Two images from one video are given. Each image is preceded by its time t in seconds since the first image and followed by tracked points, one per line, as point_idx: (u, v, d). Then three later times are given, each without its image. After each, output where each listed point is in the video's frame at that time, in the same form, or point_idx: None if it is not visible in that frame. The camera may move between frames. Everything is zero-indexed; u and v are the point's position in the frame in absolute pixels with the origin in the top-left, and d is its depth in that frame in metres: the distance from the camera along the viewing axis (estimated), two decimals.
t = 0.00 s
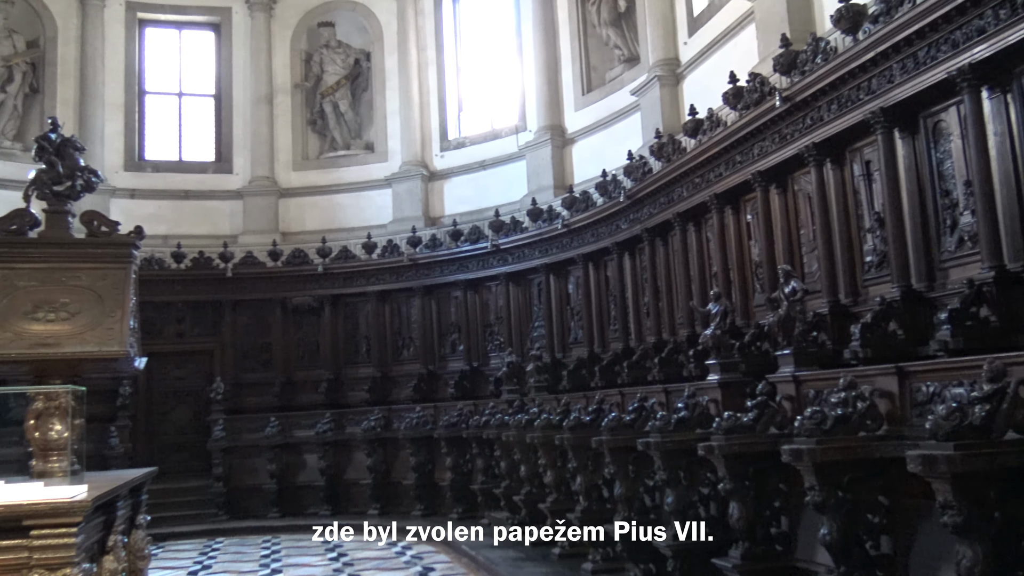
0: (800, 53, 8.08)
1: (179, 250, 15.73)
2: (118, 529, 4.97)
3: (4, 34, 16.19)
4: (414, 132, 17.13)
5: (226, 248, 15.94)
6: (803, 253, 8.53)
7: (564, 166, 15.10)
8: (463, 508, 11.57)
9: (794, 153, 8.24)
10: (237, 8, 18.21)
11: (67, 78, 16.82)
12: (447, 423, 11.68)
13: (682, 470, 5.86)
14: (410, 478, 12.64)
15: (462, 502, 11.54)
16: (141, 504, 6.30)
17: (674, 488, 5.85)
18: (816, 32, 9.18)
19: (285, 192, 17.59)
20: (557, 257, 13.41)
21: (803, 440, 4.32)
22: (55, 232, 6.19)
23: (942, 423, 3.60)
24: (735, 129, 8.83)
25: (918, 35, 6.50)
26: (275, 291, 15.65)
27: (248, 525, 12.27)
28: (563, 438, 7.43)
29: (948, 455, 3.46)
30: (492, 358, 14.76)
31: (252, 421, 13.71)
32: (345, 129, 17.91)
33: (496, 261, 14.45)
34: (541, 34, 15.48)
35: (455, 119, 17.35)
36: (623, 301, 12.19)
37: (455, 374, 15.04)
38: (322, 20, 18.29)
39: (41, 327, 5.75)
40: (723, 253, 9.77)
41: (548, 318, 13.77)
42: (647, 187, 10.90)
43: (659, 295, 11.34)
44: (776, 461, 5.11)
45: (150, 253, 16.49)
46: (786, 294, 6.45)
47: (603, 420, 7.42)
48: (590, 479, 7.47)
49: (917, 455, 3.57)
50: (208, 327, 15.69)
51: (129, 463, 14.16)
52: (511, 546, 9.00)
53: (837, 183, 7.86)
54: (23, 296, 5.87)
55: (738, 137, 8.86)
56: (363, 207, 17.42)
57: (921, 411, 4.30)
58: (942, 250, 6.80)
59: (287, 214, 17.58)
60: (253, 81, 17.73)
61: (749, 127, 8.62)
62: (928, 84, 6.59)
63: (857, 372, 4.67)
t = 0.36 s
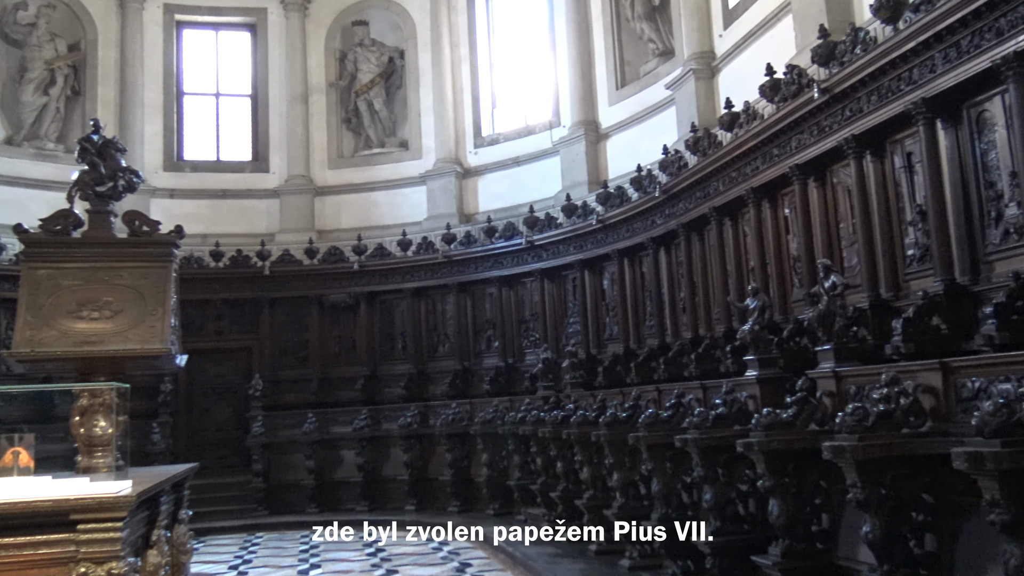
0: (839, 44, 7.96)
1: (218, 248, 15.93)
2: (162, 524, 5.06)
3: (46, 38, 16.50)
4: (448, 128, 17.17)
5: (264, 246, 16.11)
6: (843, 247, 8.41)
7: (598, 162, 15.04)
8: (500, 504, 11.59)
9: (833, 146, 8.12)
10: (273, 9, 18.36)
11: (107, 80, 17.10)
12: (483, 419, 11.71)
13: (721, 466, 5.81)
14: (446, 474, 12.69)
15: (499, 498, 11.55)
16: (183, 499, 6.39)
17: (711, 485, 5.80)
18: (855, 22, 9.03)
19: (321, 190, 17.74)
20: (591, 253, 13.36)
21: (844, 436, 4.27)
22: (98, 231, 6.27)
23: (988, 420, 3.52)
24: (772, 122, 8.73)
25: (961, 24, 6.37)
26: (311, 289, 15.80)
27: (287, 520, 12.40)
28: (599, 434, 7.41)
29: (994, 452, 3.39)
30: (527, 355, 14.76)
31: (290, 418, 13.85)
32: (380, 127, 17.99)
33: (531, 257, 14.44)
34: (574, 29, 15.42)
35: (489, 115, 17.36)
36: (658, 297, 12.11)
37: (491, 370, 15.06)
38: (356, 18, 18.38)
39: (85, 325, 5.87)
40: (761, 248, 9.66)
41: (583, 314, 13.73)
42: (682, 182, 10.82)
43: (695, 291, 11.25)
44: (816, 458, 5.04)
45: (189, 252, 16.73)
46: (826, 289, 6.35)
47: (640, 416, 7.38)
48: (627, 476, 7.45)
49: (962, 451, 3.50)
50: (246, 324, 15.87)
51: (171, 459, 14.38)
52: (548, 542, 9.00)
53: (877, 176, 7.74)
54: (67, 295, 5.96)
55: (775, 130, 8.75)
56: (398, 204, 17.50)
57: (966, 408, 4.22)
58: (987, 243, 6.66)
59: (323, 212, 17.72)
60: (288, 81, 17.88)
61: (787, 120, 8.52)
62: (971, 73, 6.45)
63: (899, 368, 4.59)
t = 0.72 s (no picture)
0: (879, 35, 7.84)
1: (257, 247, 16.13)
2: (205, 518, 5.14)
3: (88, 41, 16.80)
4: (483, 126, 17.19)
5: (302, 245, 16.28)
6: (884, 241, 8.29)
7: (633, 157, 14.96)
8: (537, 500, 11.60)
9: (873, 138, 8.00)
10: (309, 9, 18.52)
11: (148, 82, 17.37)
12: (519, 416, 11.73)
13: (760, 463, 5.76)
14: (483, 471, 12.73)
15: (536, 495, 11.55)
16: (225, 494, 6.48)
17: (751, 481, 5.76)
18: (896, 12, 8.88)
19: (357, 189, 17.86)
20: (628, 249, 13.30)
21: (888, 432, 4.21)
22: (142, 231, 6.37)
23: None
24: (811, 115, 8.62)
25: (1006, 12, 6.23)
26: (348, 287, 15.92)
27: (326, 515, 12.54)
28: (637, 430, 7.39)
29: None
30: (563, 351, 14.74)
31: (329, 415, 13.97)
32: (415, 125, 18.08)
33: (567, 253, 14.41)
34: (608, 25, 15.35)
35: (523, 112, 17.36)
36: (696, 293, 12.03)
37: (527, 367, 15.07)
38: (391, 17, 18.46)
39: (130, 323, 5.99)
40: (800, 243, 9.55)
41: (619, 310, 13.68)
42: (719, 177, 10.72)
43: (733, 286, 11.15)
44: (859, 455, 4.98)
45: (229, 250, 16.95)
46: (868, 284, 6.25)
47: (678, 413, 7.35)
48: (666, 473, 7.42)
49: (1010, 447, 3.43)
50: (285, 322, 16.05)
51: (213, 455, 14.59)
52: (586, 538, 8.98)
53: (919, 168, 7.62)
54: (112, 294, 6.07)
55: (814, 123, 8.64)
56: (433, 202, 17.57)
57: (1014, 403, 4.14)
58: None
59: (359, 210, 17.84)
60: (325, 81, 18.03)
61: (826, 112, 8.41)
62: (1016, 63, 6.31)
63: (944, 363, 4.52)
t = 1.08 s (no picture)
0: (923, 25, 7.70)
1: (296, 246, 16.28)
2: (248, 513, 5.20)
3: (131, 45, 17.08)
4: (519, 122, 17.17)
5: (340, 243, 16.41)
6: (928, 235, 8.13)
7: (671, 152, 14.86)
8: (575, 497, 11.58)
9: (917, 130, 7.86)
10: (346, 9, 18.64)
11: (189, 84, 17.61)
12: (557, 413, 11.72)
13: (802, 461, 5.68)
14: (522, 467, 12.74)
15: (575, 492, 11.53)
16: (268, 490, 6.56)
17: (793, 479, 5.70)
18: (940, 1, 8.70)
19: (394, 187, 17.95)
20: (665, 245, 13.21)
21: (934, 429, 4.14)
22: (185, 231, 6.46)
23: None
24: (852, 107, 8.49)
25: None
26: (386, 284, 16.02)
27: (366, 511, 12.65)
28: (677, 427, 7.33)
29: None
30: (601, 348, 14.70)
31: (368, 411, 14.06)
32: (452, 123, 18.13)
33: (604, 249, 14.36)
34: (645, 19, 15.24)
35: (560, 108, 17.32)
36: (735, 288, 11.91)
37: (565, 364, 15.05)
38: (427, 16, 18.52)
39: (175, 321, 6.09)
40: (841, 237, 9.42)
41: (657, 307, 13.60)
42: (759, 171, 10.60)
43: (773, 282, 11.02)
44: (904, 453, 4.89)
45: (269, 249, 17.14)
46: (913, 278, 6.14)
47: (718, 409, 7.28)
48: (705, 470, 7.36)
49: None
50: (324, 320, 16.19)
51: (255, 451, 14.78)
52: (625, 536, 8.95)
53: (965, 160, 7.47)
54: (157, 292, 6.17)
55: (856, 116, 8.51)
56: (470, 199, 17.60)
57: None
58: None
59: (397, 208, 17.94)
60: (362, 80, 18.14)
61: (868, 104, 8.28)
62: None
63: (993, 359, 4.41)
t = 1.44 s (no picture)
0: (971, 13, 7.51)
1: (336, 244, 16.42)
2: (292, 509, 5.25)
3: (175, 47, 17.35)
4: (557, 118, 17.13)
5: (380, 241, 16.52)
6: (978, 228, 7.95)
7: (711, 147, 14.71)
8: (616, 494, 11.53)
9: (965, 121, 7.68)
10: (384, 8, 18.73)
11: (231, 85, 17.84)
12: (596, 409, 11.68)
13: (847, 458, 5.59)
14: (562, 464, 12.73)
15: (615, 488, 11.48)
16: (311, 485, 6.62)
17: (838, 477, 5.62)
18: None
19: (433, 184, 18.02)
20: (706, 240, 13.09)
21: (985, 427, 4.04)
22: (229, 230, 6.55)
23: None
24: (898, 98, 8.33)
25: None
26: (426, 282, 16.09)
27: (407, 507, 12.72)
28: (718, 424, 7.26)
29: None
30: (641, 344, 14.62)
31: (408, 408, 14.12)
32: (490, 120, 18.14)
33: (644, 245, 14.27)
34: (684, 12, 15.10)
35: (598, 103, 17.24)
36: (777, 283, 11.77)
37: (604, 360, 14.99)
38: (465, 13, 18.55)
39: (218, 319, 6.15)
40: (887, 230, 9.26)
41: (698, 303, 13.49)
42: (801, 165, 10.44)
43: (817, 277, 10.87)
44: (953, 451, 4.79)
45: (310, 247, 17.31)
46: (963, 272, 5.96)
47: (760, 406, 7.20)
48: (748, 467, 7.28)
49: None
50: (365, 317, 16.30)
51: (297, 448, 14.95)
52: (666, 533, 8.89)
53: (1016, 151, 7.29)
54: (201, 290, 6.25)
55: (902, 107, 8.34)
56: (509, 196, 17.61)
57: None
58: None
59: (436, 205, 18.00)
60: (400, 78, 18.22)
61: (914, 95, 8.11)
62: None
63: None
